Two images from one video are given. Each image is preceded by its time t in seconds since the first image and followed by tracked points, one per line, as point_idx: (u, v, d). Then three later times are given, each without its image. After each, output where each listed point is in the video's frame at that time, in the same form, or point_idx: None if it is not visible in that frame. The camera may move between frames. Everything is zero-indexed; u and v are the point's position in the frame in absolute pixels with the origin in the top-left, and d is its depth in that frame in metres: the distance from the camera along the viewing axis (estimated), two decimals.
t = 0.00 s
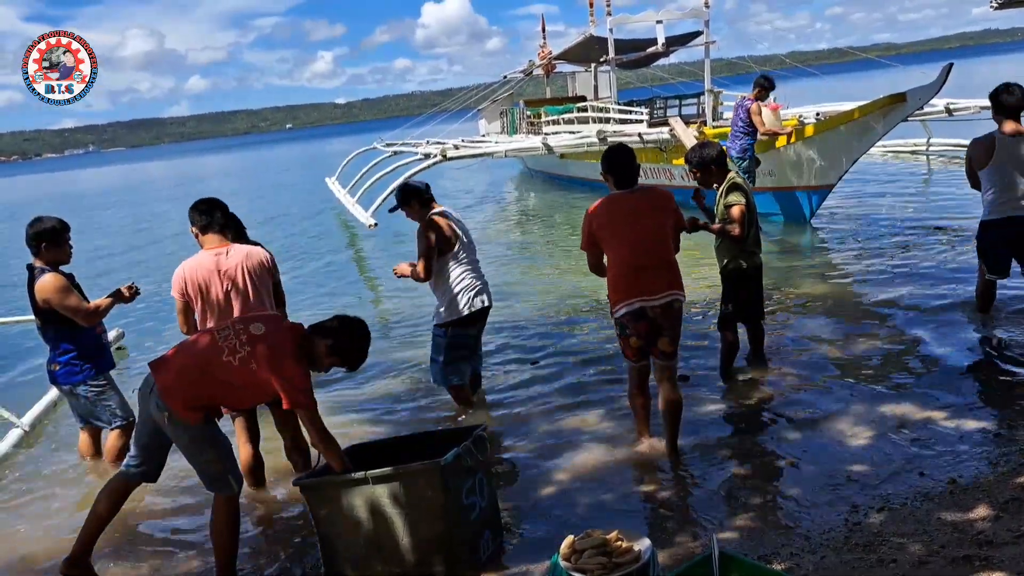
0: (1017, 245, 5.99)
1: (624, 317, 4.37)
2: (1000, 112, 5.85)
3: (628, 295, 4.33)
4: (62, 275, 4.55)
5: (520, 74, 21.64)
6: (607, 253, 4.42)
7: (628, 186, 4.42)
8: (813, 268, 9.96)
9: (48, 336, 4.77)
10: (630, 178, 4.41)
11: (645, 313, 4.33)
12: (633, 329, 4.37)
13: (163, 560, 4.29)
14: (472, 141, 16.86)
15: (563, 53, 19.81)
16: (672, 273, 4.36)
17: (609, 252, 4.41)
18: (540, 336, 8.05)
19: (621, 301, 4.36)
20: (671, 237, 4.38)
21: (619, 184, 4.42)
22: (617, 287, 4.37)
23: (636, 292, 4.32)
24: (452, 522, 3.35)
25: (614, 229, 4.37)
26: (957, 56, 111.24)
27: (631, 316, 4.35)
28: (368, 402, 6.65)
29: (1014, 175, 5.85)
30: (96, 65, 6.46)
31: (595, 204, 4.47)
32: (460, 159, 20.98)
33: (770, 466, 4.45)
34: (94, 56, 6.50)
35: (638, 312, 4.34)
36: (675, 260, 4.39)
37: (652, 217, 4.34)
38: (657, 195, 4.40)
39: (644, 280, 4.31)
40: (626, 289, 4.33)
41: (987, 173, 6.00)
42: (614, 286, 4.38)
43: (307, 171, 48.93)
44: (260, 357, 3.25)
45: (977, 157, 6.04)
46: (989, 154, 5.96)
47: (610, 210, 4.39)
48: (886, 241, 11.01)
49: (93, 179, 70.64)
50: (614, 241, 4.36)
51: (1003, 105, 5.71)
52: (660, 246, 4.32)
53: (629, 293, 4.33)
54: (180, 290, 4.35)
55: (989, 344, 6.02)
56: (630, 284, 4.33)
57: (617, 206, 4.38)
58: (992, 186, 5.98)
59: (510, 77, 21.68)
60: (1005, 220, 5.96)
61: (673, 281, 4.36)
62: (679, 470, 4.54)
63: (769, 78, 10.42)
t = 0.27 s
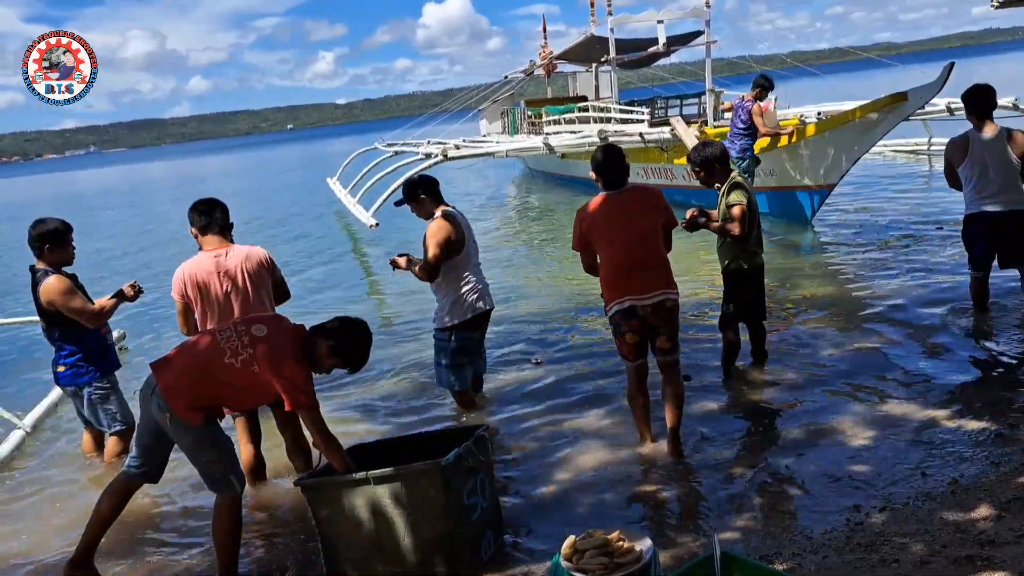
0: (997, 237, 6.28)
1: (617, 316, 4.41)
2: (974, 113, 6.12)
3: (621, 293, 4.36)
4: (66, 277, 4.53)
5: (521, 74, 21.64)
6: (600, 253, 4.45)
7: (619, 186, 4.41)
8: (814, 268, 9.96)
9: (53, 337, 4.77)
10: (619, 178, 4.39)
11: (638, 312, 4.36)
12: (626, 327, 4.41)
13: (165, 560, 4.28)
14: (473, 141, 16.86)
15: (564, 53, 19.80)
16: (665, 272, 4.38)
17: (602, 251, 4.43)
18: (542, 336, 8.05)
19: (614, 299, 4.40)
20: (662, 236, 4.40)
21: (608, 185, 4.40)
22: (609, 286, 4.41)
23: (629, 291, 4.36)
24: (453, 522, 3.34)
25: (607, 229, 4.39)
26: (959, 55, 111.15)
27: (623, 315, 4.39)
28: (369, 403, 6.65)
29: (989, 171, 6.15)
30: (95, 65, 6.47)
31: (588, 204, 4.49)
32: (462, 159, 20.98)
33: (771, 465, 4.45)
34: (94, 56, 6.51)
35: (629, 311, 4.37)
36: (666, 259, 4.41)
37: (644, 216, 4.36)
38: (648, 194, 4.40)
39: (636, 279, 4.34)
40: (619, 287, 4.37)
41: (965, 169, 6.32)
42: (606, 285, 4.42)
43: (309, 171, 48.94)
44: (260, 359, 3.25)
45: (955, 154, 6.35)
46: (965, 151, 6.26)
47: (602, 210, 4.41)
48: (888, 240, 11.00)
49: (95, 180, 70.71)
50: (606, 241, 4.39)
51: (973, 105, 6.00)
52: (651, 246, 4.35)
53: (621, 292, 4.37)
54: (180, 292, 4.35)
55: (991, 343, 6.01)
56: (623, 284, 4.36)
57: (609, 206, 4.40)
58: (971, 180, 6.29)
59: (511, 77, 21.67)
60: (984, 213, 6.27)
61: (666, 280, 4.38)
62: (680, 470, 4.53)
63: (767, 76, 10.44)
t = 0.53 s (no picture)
0: (992, 236, 6.30)
1: (618, 315, 4.47)
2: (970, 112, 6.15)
3: (622, 294, 4.42)
4: (73, 278, 4.51)
5: (523, 74, 21.63)
6: (600, 253, 4.50)
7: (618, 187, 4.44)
8: (816, 268, 9.96)
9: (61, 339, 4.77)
10: (618, 179, 4.41)
11: (639, 311, 4.43)
12: (628, 327, 4.46)
13: (168, 560, 4.29)
14: (475, 141, 16.86)
15: (566, 53, 19.78)
16: (665, 271, 4.44)
17: (602, 252, 4.48)
18: (543, 336, 8.06)
19: (615, 299, 4.46)
20: (661, 235, 4.45)
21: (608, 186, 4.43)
22: (609, 286, 4.46)
23: (630, 291, 4.42)
24: (456, 523, 3.34)
25: (607, 229, 4.43)
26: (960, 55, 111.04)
27: (624, 315, 4.45)
28: (371, 403, 6.65)
29: (984, 170, 6.17)
30: (94, 63, 6.50)
31: (588, 204, 4.53)
32: (463, 159, 20.98)
33: (774, 466, 4.45)
34: (93, 54, 6.52)
35: (630, 311, 4.44)
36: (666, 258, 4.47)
37: (644, 217, 4.40)
38: (647, 194, 4.43)
39: (637, 279, 4.41)
40: (620, 287, 4.42)
41: (959, 169, 6.33)
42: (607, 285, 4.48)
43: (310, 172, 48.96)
44: (263, 359, 3.25)
45: (949, 154, 6.36)
46: (960, 151, 6.28)
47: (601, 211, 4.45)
48: (890, 240, 10.98)
49: (96, 181, 70.79)
50: (606, 242, 4.43)
51: (971, 104, 6.03)
52: (651, 246, 4.40)
53: (622, 292, 4.42)
54: (182, 293, 4.35)
55: (993, 344, 6.00)
56: (623, 284, 4.42)
57: (609, 206, 4.43)
58: (965, 180, 6.31)
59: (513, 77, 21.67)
60: (980, 213, 6.27)
61: (666, 279, 4.44)
62: (682, 472, 4.53)
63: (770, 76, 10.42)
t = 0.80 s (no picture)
0: (991, 235, 6.38)
1: (624, 315, 4.45)
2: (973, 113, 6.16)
3: (627, 294, 4.42)
4: (81, 279, 4.51)
5: (524, 75, 21.65)
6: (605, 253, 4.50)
7: (623, 187, 4.47)
8: (818, 269, 9.96)
9: (69, 339, 4.77)
10: (622, 179, 4.45)
11: (645, 311, 4.42)
12: (634, 326, 4.43)
13: (171, 561, 4.29)
14: (477, 142, 16.88)
15: (567, 54, 19.79)
16: (671, 271, 4.44)
17: (607, 252, 4.48)
18: (546, 336, 8.07)
19: (621, 299, 4.45)
20: (666, 235, 4.46)
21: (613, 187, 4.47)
22: (614, 285, 4.47)
23: (636, 291, 4.41)
24: (457, 523, 3.34)
25: (612, 229, 4.43)
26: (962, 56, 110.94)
27: (631, 315, 4.42)
28: (373, 404, 6.66)
29: (987, 171, 6.21)
30: (96, 64, 6.51)
31: (592, 205, 4.54)
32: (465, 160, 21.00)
33: (776, 467, 4.45)
34: (95, 54, 6.53)
35: (637, 311, 4.42)
36: (671, 258, 4.47)
37: (649, 217, 4.41)
38: (652, 194, 4.45)
39: (642, 279, 4.41)
40: (626, 287, 4.42)
41: (961, 169, 6.34)
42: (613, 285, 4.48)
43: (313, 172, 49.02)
44: (265, 359, 3.26)
45: (952, 155, 6.36)
46: (964, 152, 6.28)
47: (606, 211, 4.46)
48: (892, 241, 10.98)
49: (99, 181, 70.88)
50: (611, 242, 4.43)
51: (978, 105, 6.04)
52: (656, 246, 4.40)
53: (628, 291, 4.42)
54: (184, 294, 4.35)
55: (995, 344, 6.00)
56: (629, 283, 4.42)
57: (614, 206, 4.44)
58: (967, 181, 6.33)
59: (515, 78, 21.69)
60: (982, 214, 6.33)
61: (672, 279, 4.44)
62: (684, 472, 4.53)
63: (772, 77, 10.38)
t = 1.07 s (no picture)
0: (993, 236, 6.41)
1: (637, 313, 4.48)
2: (982, 113, 6.16)
3: (640, 292, 4.44)
4: (85, 279, 4.49)
5: (525, 75, 21.65)
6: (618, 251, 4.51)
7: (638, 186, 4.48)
8: (819, 268, 9.95)
9: (73, 340, 4.76)
10: (637, 178, 4.45)
11: (658, 309, 4.43)
12: (646, 324, 4.46)
13: (172, 561, 4.29)
14: (478, 142, 16.87)
15: (568, 54, 19.79)
16: (684, 271, 4.45)
17: (621, 250, 4.49)
18: (547, 336, 8.07)
19: (634, 297, 4.47)
20: (681, 234, 4.46)
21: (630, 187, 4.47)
22: (628, 283, 4.48)
23: (648, 289, 4.43)
24: (458, 523, 3.34)
25: (624, 228, 4.45)
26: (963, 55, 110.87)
27: (643, 312, 4.45)
28: (374, 403, 6.66)
29: (993, 172, 6.23)
30: (96, 63, 6.52)
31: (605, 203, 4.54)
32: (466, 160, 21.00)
33: (777, 466, 4.44)
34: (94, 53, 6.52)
35: (650, 309, 4.44)
36: (685, 256, 4.48)
37: (664, 216, 4.42)
38: (667, 194, 4.45)
39: (655, 278, 4.42)
40: (638, 286, 4.44)
41: (969, 170, 6.34)
42: (626, 284, 4.50)
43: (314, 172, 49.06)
44: (265, 359, 3.25)
45: (960, 155, 6.35)
46: (972, 152, 6.27)
47: (619, 209, 4.47)
48: (894, 240, 10.97)
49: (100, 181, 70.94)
50: (623, 241, 4.45)
51: (990, 105, 6.04)
52: (670, 244, 4.41)
53: (640, 289, 4.43)
54: (184, 294, 4.34)
55: (997, 344, 5.99)
56: (642, 282, 4.43)
57: (627, 204, 4.45)
58: (973, 181, 6.34)
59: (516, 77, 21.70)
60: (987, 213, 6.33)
61: (685, 279, 4.45)
62: (685, 472, 4.52)
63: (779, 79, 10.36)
